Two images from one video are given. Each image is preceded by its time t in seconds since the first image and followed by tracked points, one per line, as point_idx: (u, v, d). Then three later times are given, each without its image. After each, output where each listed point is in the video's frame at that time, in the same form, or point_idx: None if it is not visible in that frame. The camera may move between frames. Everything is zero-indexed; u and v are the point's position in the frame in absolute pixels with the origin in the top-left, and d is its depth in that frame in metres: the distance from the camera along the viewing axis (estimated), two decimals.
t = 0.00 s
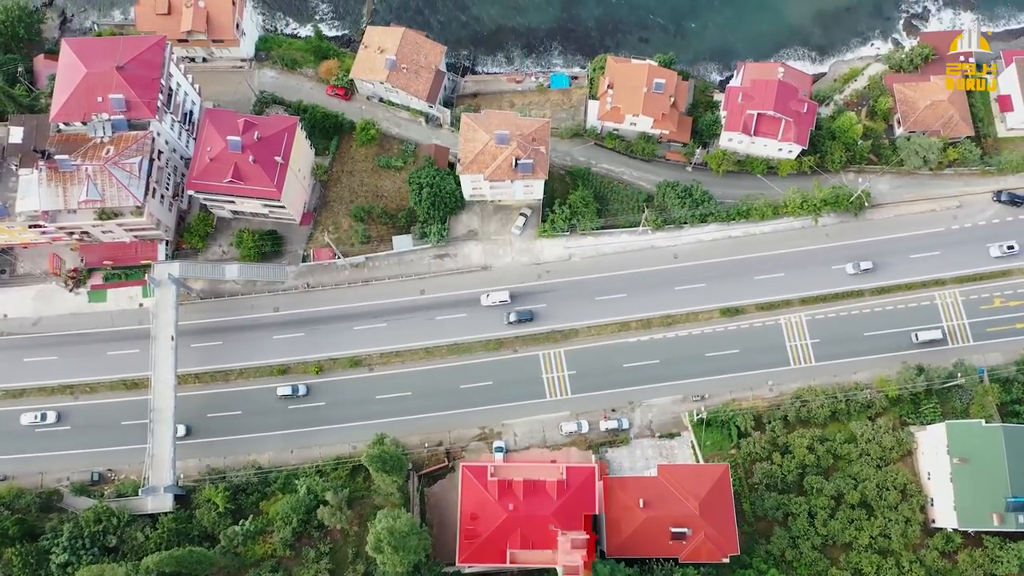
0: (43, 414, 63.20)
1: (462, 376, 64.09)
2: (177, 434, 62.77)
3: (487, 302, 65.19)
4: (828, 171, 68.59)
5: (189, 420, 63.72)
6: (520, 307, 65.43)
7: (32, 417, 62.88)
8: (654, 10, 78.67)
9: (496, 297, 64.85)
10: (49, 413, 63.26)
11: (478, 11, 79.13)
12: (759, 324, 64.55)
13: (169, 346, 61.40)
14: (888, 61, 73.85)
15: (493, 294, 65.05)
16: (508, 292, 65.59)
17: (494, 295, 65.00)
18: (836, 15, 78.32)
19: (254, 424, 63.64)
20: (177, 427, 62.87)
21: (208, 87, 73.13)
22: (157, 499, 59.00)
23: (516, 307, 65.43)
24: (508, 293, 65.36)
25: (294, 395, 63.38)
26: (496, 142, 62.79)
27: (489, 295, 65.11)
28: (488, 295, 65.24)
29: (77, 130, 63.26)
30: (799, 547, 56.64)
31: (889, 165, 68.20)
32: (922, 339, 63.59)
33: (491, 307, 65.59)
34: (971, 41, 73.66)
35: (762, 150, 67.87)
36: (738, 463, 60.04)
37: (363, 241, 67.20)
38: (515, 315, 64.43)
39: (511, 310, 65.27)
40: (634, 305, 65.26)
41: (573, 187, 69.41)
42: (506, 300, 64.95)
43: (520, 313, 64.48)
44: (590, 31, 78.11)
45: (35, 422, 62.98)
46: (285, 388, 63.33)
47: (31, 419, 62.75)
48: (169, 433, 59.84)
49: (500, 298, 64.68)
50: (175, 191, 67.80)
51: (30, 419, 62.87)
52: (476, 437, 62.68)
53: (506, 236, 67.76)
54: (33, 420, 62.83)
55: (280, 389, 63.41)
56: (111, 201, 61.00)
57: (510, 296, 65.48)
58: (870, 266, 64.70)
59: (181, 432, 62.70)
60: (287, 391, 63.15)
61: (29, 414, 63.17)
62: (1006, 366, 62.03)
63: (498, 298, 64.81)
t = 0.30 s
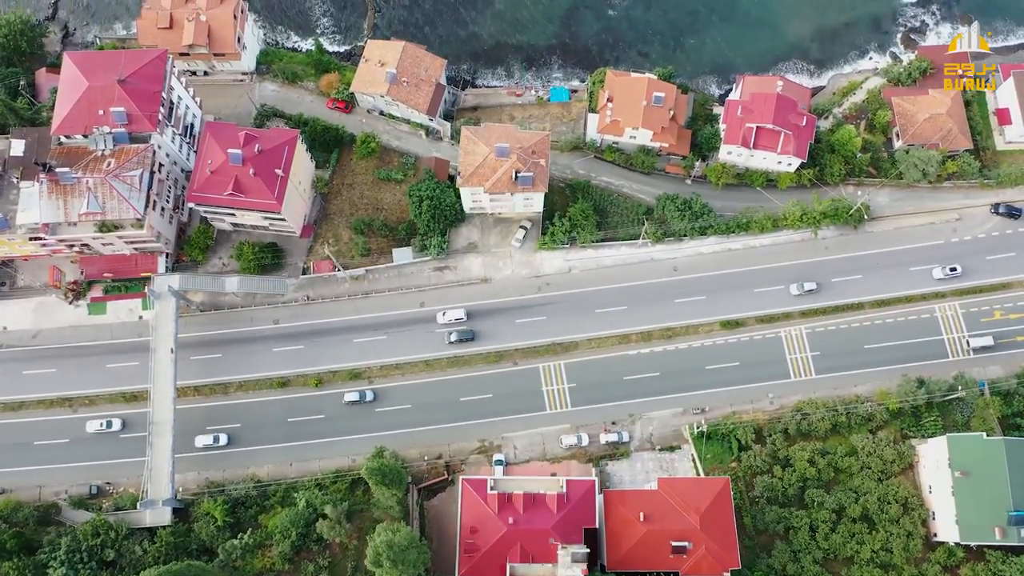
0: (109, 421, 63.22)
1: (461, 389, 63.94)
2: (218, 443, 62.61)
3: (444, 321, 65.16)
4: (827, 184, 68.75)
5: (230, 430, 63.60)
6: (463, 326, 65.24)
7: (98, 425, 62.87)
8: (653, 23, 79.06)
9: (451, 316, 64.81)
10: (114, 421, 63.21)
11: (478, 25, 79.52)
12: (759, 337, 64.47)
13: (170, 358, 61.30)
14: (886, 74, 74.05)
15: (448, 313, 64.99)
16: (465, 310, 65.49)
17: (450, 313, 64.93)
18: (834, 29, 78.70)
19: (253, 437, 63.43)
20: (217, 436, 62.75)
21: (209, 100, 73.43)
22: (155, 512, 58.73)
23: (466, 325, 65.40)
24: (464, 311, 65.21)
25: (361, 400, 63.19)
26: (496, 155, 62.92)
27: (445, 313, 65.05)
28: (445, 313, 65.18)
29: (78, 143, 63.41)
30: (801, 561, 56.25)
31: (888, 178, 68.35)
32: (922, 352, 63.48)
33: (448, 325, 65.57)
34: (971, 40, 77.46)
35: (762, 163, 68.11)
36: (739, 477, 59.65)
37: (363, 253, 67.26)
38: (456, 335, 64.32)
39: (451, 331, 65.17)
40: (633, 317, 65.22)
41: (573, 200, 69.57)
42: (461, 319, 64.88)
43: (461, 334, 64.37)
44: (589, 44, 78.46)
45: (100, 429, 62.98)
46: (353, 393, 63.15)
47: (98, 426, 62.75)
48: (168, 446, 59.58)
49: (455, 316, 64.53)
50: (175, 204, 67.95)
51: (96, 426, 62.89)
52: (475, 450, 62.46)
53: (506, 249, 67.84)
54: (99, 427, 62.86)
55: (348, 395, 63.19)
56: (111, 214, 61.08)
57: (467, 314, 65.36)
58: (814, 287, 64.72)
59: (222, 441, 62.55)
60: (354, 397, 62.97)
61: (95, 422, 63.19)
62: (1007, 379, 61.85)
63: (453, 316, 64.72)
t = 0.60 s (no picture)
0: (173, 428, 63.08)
1: (461, 401, 63.81)
2: (260, 451, 62.38)
3: (398, 338, 65.15)
4: (827, 197, 68.93)
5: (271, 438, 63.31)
6: (408, 345, 65.21)
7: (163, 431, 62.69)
8: (653, 36, 79.45)
9: (407, 333, 64.84)
10: (179, 427, 63.07)
11: (478, 38, 79.90)
12: (759, 349, 64.38)
13: (169, 371, 61.20)
14: (885, 87, 74.44)
15: (405, 330, 64.99)
16: (421, 327, 65.48)
17: (406, 331, 64.94)
18: (833, 42, 79.08)
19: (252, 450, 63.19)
20: (259, 445, 62.47)
21: (210, 113, 73.71)
22: (154, 526, 58.33)
23: (462, 338, 65.49)
24: (420, 329, 65.21)
25: (428, 405, 63.04)
26: (496, 167, 63.03)
27: (401, 331, 65.00)
28: (401, 330, 65.18)
29: (79, 155, 63.55)
30: None
31: (887, 190, 68.54)
32: (921, 364, 63.39)
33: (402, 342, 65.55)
34: (971, 40, 78.84)
35: (761, 175, 68.33)
36: (739, 490, 59.32)
37: (362, 266, 67.32)
38: (398, 354, 64.28)
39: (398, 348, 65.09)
40: (634, 330, 65.17)
41: (573, 212, 69.70)
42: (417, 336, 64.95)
43: (401, 353, 64.31)
44: (589, 57, 78.82)
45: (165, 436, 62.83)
46: (421, 398, 62.93)
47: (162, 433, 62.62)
48: (166, 459, 59.25)
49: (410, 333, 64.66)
50: (176, 216, 68.10)
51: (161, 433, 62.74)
52: (475, 463, 62.23)
53: (506, 261, 67.90)
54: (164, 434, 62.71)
55: (414, 400, 62.93)
56: (111, 226, 61.13)
57: (423, 332, 65.35)
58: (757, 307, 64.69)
59: (264, 449, 62.32)
60: (422, 401, 62.75)
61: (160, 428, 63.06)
62: (1008, 392, 61.72)
63: (409, 333, 64.79)
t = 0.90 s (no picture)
0: (239, 434, 62.96)
1: (461, 414, 63.61)
2: (302, 460, 62.13)
3: (352, 355, 65.08)
4: (826, 210, 69.07)
5: (314, 446, 63.09)
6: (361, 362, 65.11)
7: (229, 438, 62.63)
8: (652, 49, 79.83)
9: (362, 351, 64.77)
10: (245, 434, 62.94)
11: (478, 51, 80.25)
12: (759, 362, 64.28)
13: (169, 383, 61.13)
14: (884, 101, 74.79)
15: (360, 347, 64.94)
16: (377, 345, 65.46)
17: (361, 348, 64.88)
18: (831, 56, 79.44)
19: (251, 463, 62.95)
20: (302, 453, 62.28)
21: (211, 126, 73.96)
22: (152, 539, 57.95)
23: (464, 350, 65.41)
24: (375, 346, 65.17)
25: (495, 410, 62.83)
26: (496, 180, 63.15)
27: (356, 348, 64.95)
28: (356, 347, 65.09)
29: (80, 168, 63.67)
30: None
31: (886, 203, 68.72)
32: (921, 377, 63.27)
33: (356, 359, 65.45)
34: (971, 40, 79.62)
35: (761, 188, 68.50)
36: (740, 503, 59.09)
37: (362, 278, 67.38)
38: (337, 373, 64.13)
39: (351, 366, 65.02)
40: (634, 342, 65.13)
41: (573, 225, 69.81)
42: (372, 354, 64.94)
43: (342, 371, 64.19)
44: (588, 70, 79.15)
45: (231, 443, 62.74)
46: (489, 403, 62.79)
47: (228, 439, 62.53)
48: (165, 472, 58.95)
49: (365, 350, 64.64)
50: (176, 228, 68.19)
51: (227, 440, 62.65)
52: (475, 475, 61.97)
53: (506, 273, 67.95)
54: (230, 440, 62.61)
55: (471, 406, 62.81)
56: (111, 239, 61.15)
57: (378, 350, 65.31)
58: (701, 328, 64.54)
59: (306, 457, 62.04)
60: (490, 406, 62.61)
61: (226, 435, 63.02)
62: (1009, 404, 61.55)
63: (364, 351, 64.70)
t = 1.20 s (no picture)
0: (304, 440, 62.67)
1: (461, 426, 63.42)
2: (345, 468, 61.90)
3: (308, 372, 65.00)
4: (826, 222, 69.18)
5: (355, 454, 62.85)
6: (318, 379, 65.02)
7: (295, 443, 62.31)
8: (652, 62, 80.15)
9: (317, 368, 64.64)
10: (311, 439, 62.63)
11: (478, 65, 80.60)
12: (759, 374, 64.15)
13: (168, 395, 61.10)
14: (883, 114, 75.08)
15: (315, 365, 64.80)
16: (332, 362, 65.31)
17: (316, 365, 64.76)
18: (830, 70, 79.75)
19: (250, 476, 62.59)
20: (344, 461, 62.05)
21: (212, 138, 74.20)
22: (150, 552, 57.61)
23: (463, 362, 65.35)
24: (331, 364, 65.05)
25: (562, 414, 62.84)
26: (496, 193, 63.27)
27: (312, 365, 64.89)
28: (311, 364, 65.05)
29: (81, 180, 63.79)
30: None
31: (886, 216, 68.83)
32: (922, 390, 63.10)
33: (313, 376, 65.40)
34: (971, 40, 80.41)
35: (761, 201, 68.66)
36: (741, 516, 58.85)
37: (362, 290, 67.44)
38: (277, 393, 64.06)
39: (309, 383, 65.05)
40: (634, 354, 65.04)
41: (573, 237, 69.89)
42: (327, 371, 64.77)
43: (282, 391, 64.10)
44: (588, 82, 79.45)
45: (297, 448, 62.41)
46: (555, 407, 62.89)
47: (295, 444, 62.21)
48: (164, 485, 58.69)
49: (321, 368, 64.50)
50: (176, 240, 68.27)
51: (294, 444, 62.30)
52: (475, 488, 61.69)
53: (506, 285, 67.97)
54: (297, 445, 62.27)
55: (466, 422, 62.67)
56: (111, 251, 61.18)
57: (333, 367, 65.14)
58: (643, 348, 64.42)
59: (348, 466, 61.82)
60: (558, 410, 62.71)
61: (293, 440, 62.69)
62: (1010, 417, 61.36)
63: (319, 368, 64.57)
